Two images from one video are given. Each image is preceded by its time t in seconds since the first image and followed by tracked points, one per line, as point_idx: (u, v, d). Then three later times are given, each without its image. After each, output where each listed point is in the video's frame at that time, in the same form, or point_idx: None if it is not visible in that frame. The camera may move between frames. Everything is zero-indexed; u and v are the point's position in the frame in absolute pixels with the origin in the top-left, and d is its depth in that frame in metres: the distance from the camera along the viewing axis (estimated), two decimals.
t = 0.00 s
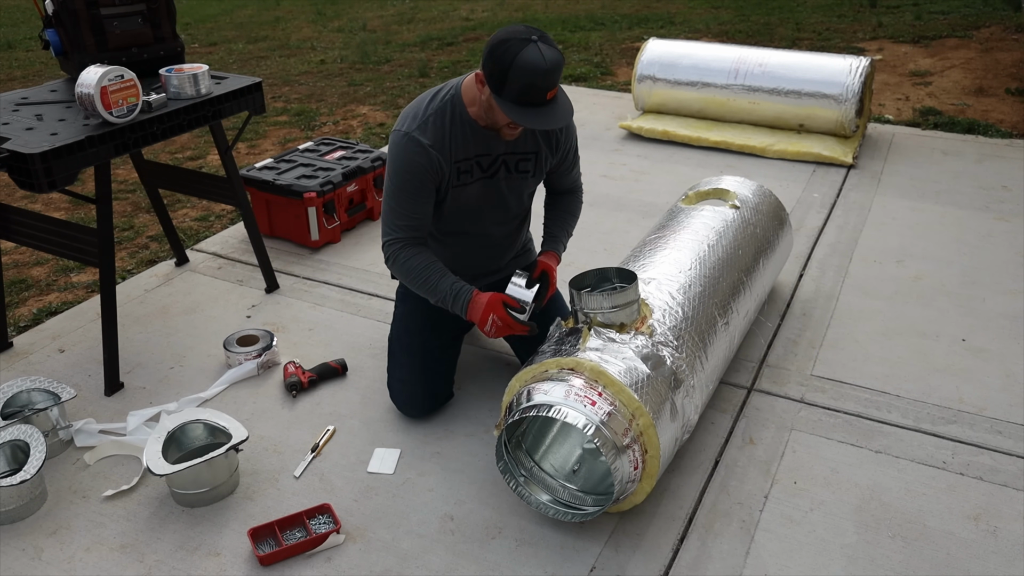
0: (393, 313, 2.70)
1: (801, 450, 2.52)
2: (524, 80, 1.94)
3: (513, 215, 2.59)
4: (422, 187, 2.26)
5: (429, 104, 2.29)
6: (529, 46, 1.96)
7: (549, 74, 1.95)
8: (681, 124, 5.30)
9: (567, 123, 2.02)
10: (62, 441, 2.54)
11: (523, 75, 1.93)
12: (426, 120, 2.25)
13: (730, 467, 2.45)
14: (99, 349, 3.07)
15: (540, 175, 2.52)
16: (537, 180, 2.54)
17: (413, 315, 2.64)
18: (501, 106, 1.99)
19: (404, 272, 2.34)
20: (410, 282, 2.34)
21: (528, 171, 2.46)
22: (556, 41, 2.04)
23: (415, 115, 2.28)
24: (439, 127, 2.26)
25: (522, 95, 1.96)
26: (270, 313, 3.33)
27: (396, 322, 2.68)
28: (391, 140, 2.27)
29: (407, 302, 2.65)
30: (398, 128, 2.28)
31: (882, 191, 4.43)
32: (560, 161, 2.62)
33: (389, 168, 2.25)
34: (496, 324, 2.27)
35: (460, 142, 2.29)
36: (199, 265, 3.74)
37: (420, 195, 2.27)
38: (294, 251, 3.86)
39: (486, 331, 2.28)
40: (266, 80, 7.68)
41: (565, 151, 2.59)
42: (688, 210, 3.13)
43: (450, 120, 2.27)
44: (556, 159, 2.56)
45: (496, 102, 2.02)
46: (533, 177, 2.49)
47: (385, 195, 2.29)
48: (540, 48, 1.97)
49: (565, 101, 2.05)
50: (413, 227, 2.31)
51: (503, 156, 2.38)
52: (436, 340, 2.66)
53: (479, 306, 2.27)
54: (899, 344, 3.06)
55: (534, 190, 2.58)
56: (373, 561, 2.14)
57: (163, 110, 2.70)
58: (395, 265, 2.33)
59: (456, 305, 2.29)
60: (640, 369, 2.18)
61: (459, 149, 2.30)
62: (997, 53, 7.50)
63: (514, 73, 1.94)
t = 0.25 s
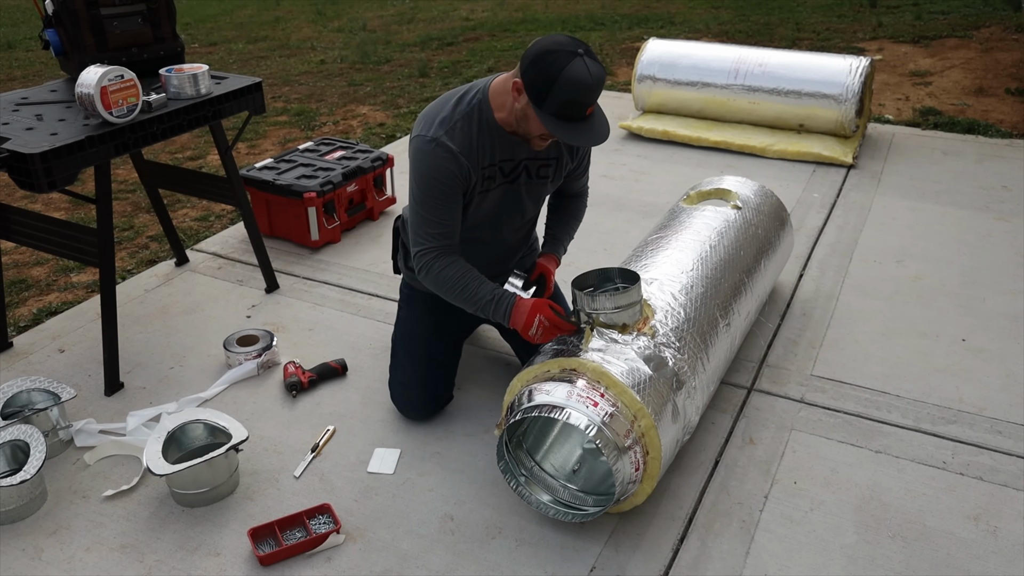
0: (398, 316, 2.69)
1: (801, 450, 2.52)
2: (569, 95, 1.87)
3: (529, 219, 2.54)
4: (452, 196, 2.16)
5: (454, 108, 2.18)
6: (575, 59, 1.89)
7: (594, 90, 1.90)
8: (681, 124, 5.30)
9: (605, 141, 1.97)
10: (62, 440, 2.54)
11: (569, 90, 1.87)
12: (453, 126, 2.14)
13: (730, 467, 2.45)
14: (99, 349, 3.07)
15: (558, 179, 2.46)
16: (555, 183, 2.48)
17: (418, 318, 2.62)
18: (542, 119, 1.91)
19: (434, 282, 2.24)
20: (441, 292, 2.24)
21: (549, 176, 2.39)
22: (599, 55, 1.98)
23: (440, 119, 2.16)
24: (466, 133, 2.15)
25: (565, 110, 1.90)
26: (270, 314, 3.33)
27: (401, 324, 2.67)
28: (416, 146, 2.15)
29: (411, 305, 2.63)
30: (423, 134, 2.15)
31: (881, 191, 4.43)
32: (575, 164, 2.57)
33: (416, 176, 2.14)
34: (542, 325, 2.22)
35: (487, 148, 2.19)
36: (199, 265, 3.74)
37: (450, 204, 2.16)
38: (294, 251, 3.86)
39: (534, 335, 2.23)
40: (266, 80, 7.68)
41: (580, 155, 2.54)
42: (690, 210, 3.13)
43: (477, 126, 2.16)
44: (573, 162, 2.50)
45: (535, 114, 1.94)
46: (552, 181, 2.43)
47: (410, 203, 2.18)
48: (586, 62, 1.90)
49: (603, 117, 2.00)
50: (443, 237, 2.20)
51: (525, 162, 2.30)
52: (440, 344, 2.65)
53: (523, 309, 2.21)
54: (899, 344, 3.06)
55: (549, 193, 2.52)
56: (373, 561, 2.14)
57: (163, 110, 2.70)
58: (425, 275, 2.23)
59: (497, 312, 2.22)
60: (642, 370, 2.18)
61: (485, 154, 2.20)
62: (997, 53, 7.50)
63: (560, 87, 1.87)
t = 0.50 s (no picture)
0: (402, 318, 2.68)
1: (802, 450, 2.52)
2: (603, 108, 1.86)
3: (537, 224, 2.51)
4: (472, 202, 2.09)
5: (474, 113, 2.11)
6: (608, 74, 1.88)
7: (626, 104, 1.89)
8: (681, 124, 5.30)
9: (632, 155, 1.97)
10: (62, 441, 2.54)
11: (604, 103, 1.85)
12: (474, 131, 2.08)
13: (731, 467, 2.45)
14: (99, 349, 3.07)
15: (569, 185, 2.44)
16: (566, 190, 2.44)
17: (422, 320, 2.62)
18: (573, 131, 1.88)
19: (449, 289, 2.16)
20: (457, 299, 2.17)
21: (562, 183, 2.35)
22: (627, 70, 1.98)
23: (460, 123, 2.10)
24: (487, 139, 2.09)
25: (597, 123, 1.88)
26: (270, 313, 3.33)
27: (404, 326, 2.66)
28: (436, 150, 2.07)
29: (415, 307, 2.63)
30: (443, 137, 2.08)
31: (881, 191, 4.43)
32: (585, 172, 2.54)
33: (435, 181, 2.06)
34: (573, 328, 2.14)
35: (506, 154, 2.14)
36: (199, 265, 3.74)
37: (469, 211, 2.09)
38: (294, 251, 3.86)
39: (563, 338, 2.13)
40: (266, 80, 7.68)
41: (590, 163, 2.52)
42: (691, 210, 3.13)
43: (497, 132, 2.11)
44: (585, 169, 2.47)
45: (565, 125, 1.91)
46: (564, 187, 2.40)
47: (428, 208, 2.10)
48: (618, 76, 1.90)
49: (629, 130, 2.00)
50: (460, 244, 2.12)
51: (541, 168, 2.26)
52: (443, 347, 2.64)
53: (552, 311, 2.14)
54: (899, 344, 3.06)
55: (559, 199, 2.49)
56: (373, 561, 2.14)
57: (163, 110, 2.70)
58: (440, 281, 2.15)
59: (520, 319, 2.15)
60: (644, 370, 2.18)
61: (504, 160, 2.15)
62: (997, 53, 7.50)
63: (595, 99, 1.85)
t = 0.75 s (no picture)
0: (405, 318, 2.68)
1: (802, 450, 2.52)
2: (647, 108, 1.87)
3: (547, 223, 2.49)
4: (504, 196, 2.04)
5: (500, 109, 2.07)
6: (649, 73, 1.88)
7: (666, 102, 1.91)
8: (681, 124, 5.30)
9: (668, 151, 2.00)
10: (62, 441, 2.54)
11: (647, 102, 1.86)
12: (502, 127, 2.04)
13: (731, 467, 2.45)
14: (99, 349, 3.07)
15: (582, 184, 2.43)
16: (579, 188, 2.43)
17: (425, 321, 2.63)
18: (616, 130, 1.89)
19: (487, 286, 2.10)
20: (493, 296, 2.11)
21: (578, 181, 2.34)
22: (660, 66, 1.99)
23: (486, 119, 2.05)
24: (514, 135, 2.06)
25: (640, 122, 1.89)
26: (270, 313, 3.33)
27: (407, 327, 2.67)
28: (465, 145, 2.01)
29: (419, 308, 2.64)
30: (471, 133, 2.03)
31: (881, 191, 4.43)
32: (598, 176, 2.53)
33: (466, 177, 2.00)
34: (625, 314, 2.15)
35: (531, 150, 2.11)
36: (199, 265, 3.74)
37: (501, 207, 2.04)
38: (294, 251, 3.86)
39: (615, 325, 2.14)
40: (266, 80, 7.68)
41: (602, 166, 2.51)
42: (692, 210, 3.13)
43: (524, 128, 2.07)
44: (600, 170, 2.46)
45: (607, 124, 1.91)
46: (579, 186, 2.38)
47: (458, 204, 2.03)
48: (657, 73, 1.91)
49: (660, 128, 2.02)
50: (493, 240, 2.06)
51: (561, 166, 2.24)
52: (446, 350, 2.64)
53: (601, 298, 2.14)
54: (899, 344, 3.06)
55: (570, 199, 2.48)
56: (373, 561, 2.14)
57: (163, 110, 2.70)
58: (475, 276, 2.09)
59: (566, 314, 2.13)
60: (645, 371, 2.18)
61: (530, 156, 2.11)
62: (997, 53, 7.50)
63: (639, 99, 1.86)
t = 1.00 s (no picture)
0: (406, 320, 2.66)
1: (802, 450, 2.52)
2: (679, 102, 1.90)
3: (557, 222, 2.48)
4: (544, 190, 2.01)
5: (523, 106, 2.06)
6: (679, 67, 1.90)
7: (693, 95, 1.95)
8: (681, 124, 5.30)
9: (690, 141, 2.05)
10: (62, 441, 2.54)
11: (679, 97, 1.89)
12: (530, 123, 2.02)
13: (731, 467, 2.45)
14: (99, 349, 3.07)
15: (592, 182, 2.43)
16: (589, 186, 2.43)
17: (430, 324, 2.60)
18: (647, 123, 1.92)
19: (546, 284, 2.03)
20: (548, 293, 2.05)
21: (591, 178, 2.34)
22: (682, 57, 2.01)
23: (512, 115, 2.03)
24: (541, 131, 2.04)
25: (671, 115, 1.92)
26: (270, 313, 3.33)
27: (410, 328, 2.64)
28: (499, 142, 1.97)
29: (424, 311, 2.61)
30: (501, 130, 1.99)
31: (881, 191, 4.43)
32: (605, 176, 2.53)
33: (504, 173, 1.95)
34: (678, 326, 2.18)
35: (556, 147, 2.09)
36: (199, 265, 3.74)
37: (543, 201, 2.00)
38: (294, 251, 3.86)
39: (670, 335, 2.16)
40: (266, 80, 7.69)
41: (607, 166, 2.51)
42: (693, 210, 3.12)
43: (548, 124, 2.06)
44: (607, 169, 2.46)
45: (638, 117, 1.93)
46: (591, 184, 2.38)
47: (499, 202, 1.98)
48: (684, 67, 1.93)
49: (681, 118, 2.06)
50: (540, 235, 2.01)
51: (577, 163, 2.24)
52: (449, 351, 2.64)
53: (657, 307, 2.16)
54: (899, 344, 3.06)
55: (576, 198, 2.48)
56: (373, 561, 2.14)
57: (163, 110, 2.70)
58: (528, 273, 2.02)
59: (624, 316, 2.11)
60: (645, 371, 2.18)
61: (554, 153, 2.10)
62: (997, 53, 7.50)
63: (671, 94, 1.88)
